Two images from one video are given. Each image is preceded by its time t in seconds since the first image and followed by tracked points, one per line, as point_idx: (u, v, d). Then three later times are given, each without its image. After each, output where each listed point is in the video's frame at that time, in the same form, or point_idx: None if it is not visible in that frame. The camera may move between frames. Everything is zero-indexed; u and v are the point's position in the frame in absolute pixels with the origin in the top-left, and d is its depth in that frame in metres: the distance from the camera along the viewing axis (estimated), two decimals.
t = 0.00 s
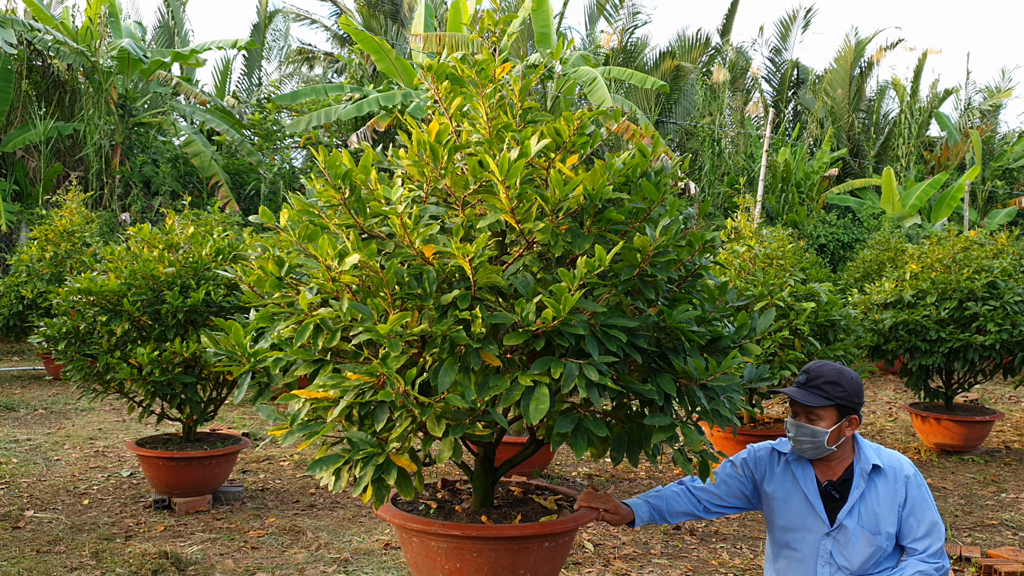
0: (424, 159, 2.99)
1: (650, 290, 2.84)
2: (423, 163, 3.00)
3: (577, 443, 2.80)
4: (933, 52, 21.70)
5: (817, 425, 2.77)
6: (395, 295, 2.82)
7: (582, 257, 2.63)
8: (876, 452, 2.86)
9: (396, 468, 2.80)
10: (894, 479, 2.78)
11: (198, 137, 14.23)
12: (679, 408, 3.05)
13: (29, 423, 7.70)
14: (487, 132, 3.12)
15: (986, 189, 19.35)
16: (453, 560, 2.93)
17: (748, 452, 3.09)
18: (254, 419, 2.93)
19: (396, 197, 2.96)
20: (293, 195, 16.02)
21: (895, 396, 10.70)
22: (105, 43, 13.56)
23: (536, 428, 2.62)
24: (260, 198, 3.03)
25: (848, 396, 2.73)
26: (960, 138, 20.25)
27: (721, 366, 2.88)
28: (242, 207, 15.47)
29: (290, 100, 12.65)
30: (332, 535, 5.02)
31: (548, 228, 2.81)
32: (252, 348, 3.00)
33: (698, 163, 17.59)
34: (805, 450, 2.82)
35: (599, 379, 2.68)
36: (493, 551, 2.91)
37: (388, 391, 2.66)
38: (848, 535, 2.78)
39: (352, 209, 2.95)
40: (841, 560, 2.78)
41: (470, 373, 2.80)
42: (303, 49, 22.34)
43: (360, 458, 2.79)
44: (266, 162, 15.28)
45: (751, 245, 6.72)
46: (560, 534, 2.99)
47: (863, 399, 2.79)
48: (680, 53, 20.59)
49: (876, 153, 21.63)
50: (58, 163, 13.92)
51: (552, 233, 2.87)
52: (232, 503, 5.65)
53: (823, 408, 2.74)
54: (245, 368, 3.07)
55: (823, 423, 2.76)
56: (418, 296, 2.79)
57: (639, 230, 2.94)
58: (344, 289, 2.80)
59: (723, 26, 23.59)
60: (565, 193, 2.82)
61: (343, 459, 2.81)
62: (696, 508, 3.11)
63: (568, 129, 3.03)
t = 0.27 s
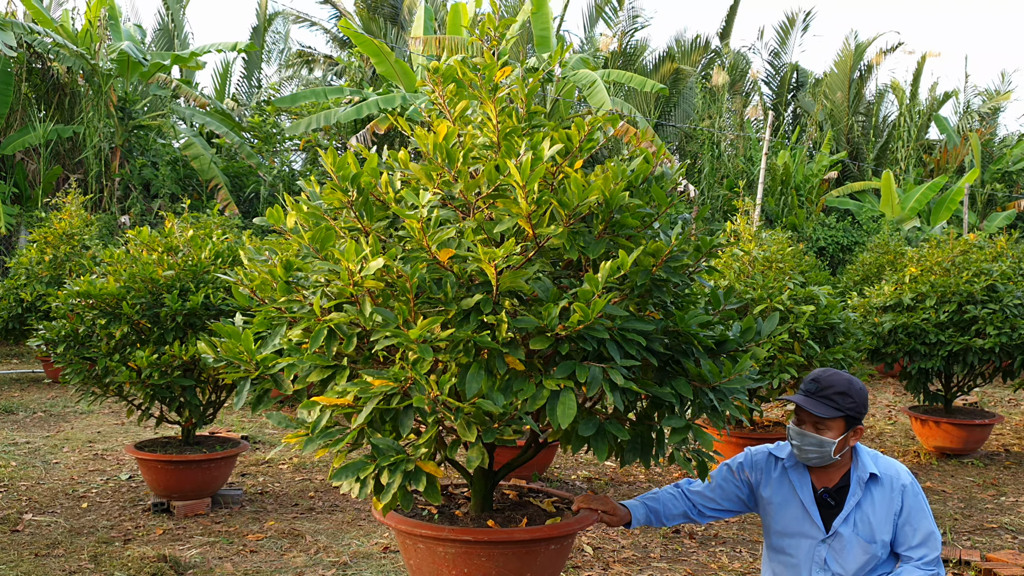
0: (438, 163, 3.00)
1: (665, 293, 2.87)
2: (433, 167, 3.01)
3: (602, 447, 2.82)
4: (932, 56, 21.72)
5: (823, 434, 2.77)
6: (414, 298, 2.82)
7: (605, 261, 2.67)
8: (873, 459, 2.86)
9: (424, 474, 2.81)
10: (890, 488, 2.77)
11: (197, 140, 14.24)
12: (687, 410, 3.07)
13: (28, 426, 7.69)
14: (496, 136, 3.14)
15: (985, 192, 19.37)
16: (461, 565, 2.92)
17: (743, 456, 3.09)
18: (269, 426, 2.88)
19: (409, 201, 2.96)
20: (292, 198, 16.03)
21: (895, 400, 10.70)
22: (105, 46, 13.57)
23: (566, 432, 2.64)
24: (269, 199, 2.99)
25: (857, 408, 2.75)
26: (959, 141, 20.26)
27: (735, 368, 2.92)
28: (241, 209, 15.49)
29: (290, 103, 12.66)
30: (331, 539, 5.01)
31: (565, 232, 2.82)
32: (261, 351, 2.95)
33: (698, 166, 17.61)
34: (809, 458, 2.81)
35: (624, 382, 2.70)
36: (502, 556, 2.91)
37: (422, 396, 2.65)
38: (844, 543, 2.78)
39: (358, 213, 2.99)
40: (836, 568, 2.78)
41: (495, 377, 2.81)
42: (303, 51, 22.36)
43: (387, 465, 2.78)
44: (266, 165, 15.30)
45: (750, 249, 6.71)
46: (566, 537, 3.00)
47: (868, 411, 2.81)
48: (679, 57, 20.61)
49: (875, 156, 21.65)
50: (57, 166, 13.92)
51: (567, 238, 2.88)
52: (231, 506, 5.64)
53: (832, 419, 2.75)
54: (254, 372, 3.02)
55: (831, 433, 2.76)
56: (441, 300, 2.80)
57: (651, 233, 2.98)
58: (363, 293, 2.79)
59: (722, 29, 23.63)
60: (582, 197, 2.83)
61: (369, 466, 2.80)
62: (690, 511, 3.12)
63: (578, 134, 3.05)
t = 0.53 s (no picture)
0: (451, 164, 3.00)
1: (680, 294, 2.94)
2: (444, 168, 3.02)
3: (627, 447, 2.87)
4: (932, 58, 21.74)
5: (822, 440, 2.76)
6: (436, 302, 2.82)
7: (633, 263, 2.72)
8: (870, 464, 2.85)
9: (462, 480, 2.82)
10: (887, 494, 2.77)
11: (197, 142, 14.23)
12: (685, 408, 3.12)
13: (27, 428, 7.68)
14: (502, 138, 3.15)
15: (984, 195, 19.39)
16: (472, 569, 2.91)
17: (740, 459, 3.09)
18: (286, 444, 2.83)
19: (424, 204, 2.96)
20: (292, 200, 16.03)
21: (894, 402, 10.69)
22: (105, 48, 13.58)
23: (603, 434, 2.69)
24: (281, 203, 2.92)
25: (857, 414, 2.74)
26: (958, 143, 20.28)
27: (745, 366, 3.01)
28: (241, 212, 15.49)
29: (290, 105, 12.68)
30: (330, 542, 5.01)
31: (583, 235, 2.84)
32: (274, 360, 2.88)
33: (697, 168, 17.62)
34: (807, 464, 2.81)
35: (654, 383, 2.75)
36: (514, 557, 2.92)
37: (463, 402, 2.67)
38: (841, 548, 2.78)
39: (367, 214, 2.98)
40: (832, 573, 2.78)
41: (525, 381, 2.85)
42: (302, 54, 22.37)
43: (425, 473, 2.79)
44: (265, 167, 15.31)
45: (750, 251, 6.71)
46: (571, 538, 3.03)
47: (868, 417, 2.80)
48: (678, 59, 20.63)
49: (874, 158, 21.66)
50: (57, 168, 13.92)
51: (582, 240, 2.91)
52: (231, 509, 5.63)
53: (831, 426, 2.74)
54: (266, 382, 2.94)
55: (829, 439, 2.76)
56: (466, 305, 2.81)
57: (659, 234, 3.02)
58: (387, 299, 2.77)
59: (722, 32, 23.65)
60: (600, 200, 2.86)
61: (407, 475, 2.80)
62: (685, 512, 3.11)
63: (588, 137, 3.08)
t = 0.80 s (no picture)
0: (467, 168, 3.02)
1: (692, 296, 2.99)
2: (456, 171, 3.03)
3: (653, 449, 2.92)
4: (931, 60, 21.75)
5: (819, 442, 2.76)
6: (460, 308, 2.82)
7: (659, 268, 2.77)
8: (867, 465, 2.85)
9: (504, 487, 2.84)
10: (884, 495, 2.77)
11: (197, 144, 14.23)
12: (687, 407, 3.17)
13: (27, 431, 7.67)
14: (510, 141, 3.17)
15: (983, 197, 19.39)
16: (485, 572, 2.91)
17: (737, 462, 3.09)
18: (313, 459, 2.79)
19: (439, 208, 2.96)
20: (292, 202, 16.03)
21: (894, 404, 10.69)
22: (105, 50, 13.59)
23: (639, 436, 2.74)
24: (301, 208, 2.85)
25: (853, 415, 2.75)
26: (957, 145, 20.29)
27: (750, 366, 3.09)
28: (240, 213, 15.49)
29: (289, 106, 12.67)
30: (331, 544, 5.00)
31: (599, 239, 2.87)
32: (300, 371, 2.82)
33: (697, 170, 17.63)
34: (804, 466, 2.81)
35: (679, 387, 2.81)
36: (526, 560, 2.93)
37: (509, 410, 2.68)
38: (840, 550, 2.78)
39: (379, 218, 2.96)
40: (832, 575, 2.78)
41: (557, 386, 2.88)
42: (302, 55, 22.38)
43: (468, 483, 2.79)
44: (265, 169, 15.32)
45: (749, 253, 6.71)
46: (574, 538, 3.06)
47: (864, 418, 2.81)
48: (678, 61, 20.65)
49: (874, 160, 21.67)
50: (56, 170, 13.91)
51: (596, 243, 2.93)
52: (231, 511, 5.62)
53: (828, 427, 2.74)
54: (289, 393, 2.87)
55: (827, 441, 2.76)
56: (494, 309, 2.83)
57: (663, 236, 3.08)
58: (418, 306, 2.76)
59: (721, 34, 23.67)
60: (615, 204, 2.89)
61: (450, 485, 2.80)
62: (681, 513, 3.12)
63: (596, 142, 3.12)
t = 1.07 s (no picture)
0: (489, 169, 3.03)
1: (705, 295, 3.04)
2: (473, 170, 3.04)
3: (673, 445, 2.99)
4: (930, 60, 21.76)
5: (821, 438, 2.77)
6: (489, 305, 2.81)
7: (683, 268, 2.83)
8: (868, 463, 2.85)
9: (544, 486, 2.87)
10: (885, 492, 2.77)
11: (196, 144, 14.22)
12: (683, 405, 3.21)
13: (27, 431, 7.66)
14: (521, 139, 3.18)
15: (983, 197, 19.40)
16: (499, 572, 2.92)
17: (738, 460, 3.09)
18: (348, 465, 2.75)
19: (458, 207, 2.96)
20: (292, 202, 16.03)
21: (894, 404, 10.70)
22: (105, 50, 13.59)
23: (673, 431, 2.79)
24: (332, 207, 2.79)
25: (854, 410, 2.76)
26: (957, 146, 20.30)
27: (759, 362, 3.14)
28: (240, 214, 15.49)
29: (288, 106, 12.67)
30: (331, 544, 5.00)
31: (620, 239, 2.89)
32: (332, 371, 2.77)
33: (697, 170, 17.63)
34: (805, 463, 2.81)
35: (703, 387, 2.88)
36: (538, 558, 2.96)
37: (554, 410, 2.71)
38: (841, 548, 2.77)
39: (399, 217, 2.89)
40: (833, 573, 2.77)
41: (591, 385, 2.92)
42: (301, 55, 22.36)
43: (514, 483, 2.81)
44: (264, 169, 15.31)
45: (750, 253, 6.70)
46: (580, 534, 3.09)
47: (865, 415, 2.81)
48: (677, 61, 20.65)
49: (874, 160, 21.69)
50: (56, 170, 13.89)
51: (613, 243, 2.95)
52: (231, 511, 5.62)
53: (828, 422, 2.75)
54: (320, 394, 2.80)
55: (829, 436, 2.77)
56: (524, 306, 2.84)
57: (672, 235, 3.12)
58: (456, 308, 2.73)
59: (720, 34, 23.66)
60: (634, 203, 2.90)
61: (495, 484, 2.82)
62: (681, 510, 3.12)
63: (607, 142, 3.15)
